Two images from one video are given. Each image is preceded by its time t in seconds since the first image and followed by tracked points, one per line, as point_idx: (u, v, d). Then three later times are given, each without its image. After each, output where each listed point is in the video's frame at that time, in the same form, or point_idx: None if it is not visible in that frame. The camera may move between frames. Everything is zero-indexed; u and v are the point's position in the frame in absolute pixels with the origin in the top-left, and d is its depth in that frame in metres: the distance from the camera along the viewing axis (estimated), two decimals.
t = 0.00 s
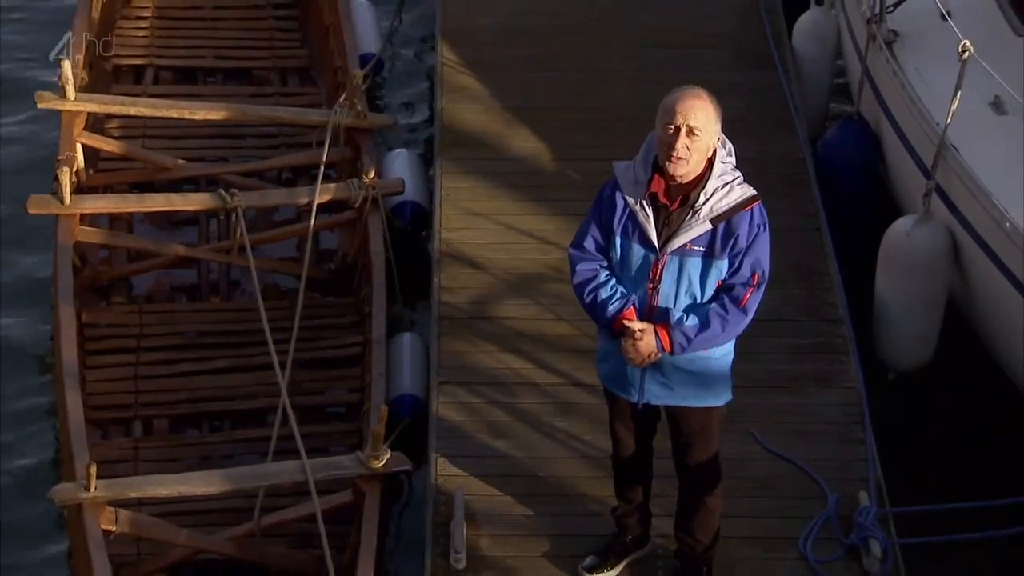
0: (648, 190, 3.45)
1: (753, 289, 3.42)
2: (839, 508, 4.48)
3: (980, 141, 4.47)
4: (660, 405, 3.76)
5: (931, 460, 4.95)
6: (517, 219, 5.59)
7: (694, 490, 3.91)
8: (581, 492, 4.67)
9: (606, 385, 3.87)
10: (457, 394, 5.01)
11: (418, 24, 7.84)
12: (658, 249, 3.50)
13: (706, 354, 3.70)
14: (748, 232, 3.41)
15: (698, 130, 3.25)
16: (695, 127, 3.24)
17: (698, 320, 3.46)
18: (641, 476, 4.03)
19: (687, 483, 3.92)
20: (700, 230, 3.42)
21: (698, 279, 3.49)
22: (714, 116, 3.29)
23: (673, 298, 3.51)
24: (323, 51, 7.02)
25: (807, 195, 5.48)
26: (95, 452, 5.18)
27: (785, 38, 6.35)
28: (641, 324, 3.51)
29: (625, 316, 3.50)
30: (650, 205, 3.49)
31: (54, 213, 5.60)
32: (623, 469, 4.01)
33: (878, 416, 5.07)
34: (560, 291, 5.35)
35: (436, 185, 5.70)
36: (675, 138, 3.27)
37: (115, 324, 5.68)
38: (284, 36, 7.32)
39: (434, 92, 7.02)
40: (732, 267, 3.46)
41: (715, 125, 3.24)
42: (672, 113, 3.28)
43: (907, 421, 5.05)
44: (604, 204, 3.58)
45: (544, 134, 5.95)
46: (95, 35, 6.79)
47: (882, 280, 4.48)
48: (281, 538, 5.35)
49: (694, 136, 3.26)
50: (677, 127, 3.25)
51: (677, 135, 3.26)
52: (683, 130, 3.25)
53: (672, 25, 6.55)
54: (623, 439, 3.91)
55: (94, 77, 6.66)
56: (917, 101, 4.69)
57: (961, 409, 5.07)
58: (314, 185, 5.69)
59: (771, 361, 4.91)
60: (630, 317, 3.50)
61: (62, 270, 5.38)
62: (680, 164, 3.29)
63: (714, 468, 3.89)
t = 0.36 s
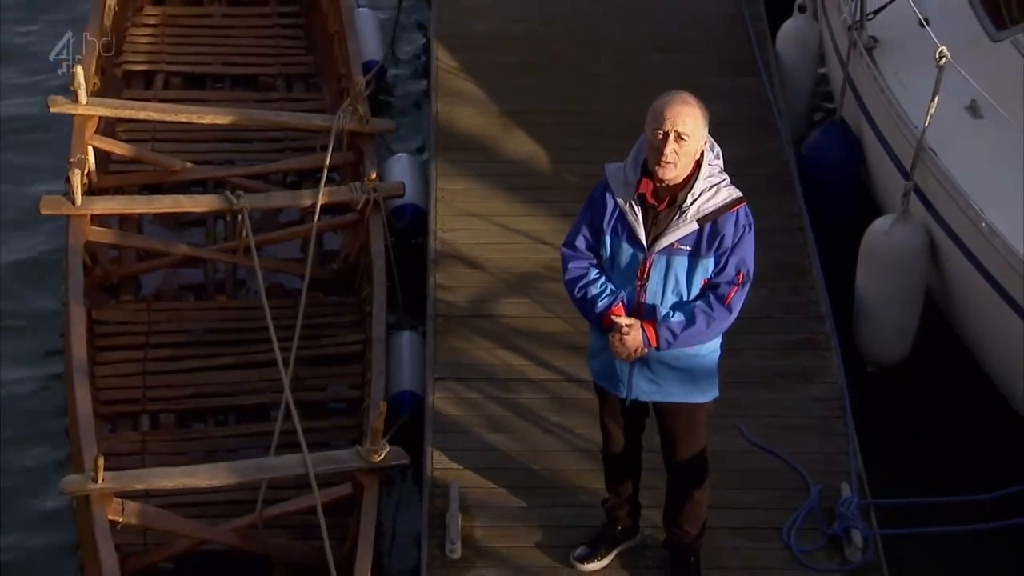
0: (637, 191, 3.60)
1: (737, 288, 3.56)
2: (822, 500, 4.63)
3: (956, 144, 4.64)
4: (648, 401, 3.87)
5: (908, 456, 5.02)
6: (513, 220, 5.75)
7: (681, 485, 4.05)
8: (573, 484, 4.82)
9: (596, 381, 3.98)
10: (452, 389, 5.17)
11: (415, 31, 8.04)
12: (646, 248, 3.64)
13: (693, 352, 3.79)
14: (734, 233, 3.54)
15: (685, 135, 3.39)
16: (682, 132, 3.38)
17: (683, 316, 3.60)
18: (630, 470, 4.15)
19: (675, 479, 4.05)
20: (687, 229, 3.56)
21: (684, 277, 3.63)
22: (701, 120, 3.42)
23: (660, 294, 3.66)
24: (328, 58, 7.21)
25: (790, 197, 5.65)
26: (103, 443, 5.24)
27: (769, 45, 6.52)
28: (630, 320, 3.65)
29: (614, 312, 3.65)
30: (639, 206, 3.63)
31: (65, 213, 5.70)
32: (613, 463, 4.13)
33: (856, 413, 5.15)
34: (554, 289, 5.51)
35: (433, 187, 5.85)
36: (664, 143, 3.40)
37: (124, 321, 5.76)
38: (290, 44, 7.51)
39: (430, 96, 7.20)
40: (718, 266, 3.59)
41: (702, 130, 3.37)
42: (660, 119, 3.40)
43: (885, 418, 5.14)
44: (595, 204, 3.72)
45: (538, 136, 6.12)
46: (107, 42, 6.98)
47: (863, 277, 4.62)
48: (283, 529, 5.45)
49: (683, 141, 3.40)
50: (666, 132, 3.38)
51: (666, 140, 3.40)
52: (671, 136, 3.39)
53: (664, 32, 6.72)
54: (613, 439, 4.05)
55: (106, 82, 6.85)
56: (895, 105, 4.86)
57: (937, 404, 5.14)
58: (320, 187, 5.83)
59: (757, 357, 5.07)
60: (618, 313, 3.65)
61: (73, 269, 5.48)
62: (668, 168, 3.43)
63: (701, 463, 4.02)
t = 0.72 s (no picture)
0: (624, 194, 3.68)
1: (722, 288, 3.65)
2: (805, 491, 4.78)
3: (933, 146, 4.81)
4: (635, 396, 3.99)
5: (884, 448, 5.13)
6: (507, 219, 5.91)
7: (669, 478, 4.16)
8: (562, 476, 4.96)
9: (585, 378, 4.10)
10: (448, 383, 5.31)
11: (411, 37, 8.22)
12: (633, 249, 3.73)
13: (679, 349, 3.91)
14: (717, 235, 3.63)
15: (671, 140, 3.46)
16: (668, 137, 3.46)
17: (671, 315, 3.70)
18: (619, 463, 4.28)
19: (664, 473, 4.15)
20: (672, 232, 3.65)
21: (670, 276, 3.72)
22: (686, 126, 3.50)
23: (646, 294, 3.76)
24: (330, 63, 7.40)
25: (773, 198, 5.81)
26: (109, 436, 5.35)
27: (753, 50, 6.70)
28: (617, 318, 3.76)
29: (602, 311, 3.75)
30: (626, 208, 3.72)
31: (75, 213, 5.83)
32: (603, 456, 4.25)
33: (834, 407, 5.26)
34: (548, 287, 5.66)
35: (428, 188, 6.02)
36: (650, 148, 3.48)
37: (131, 318, 5.86)
38: (294, 49, 7.69)
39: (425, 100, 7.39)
40: (703, 266, 3.69)
41: (688, 136, 3.45)
42: (647, 124, 3.48)
43: (860, 411, 5.26)
44: (584, 206, 3.81)
45: (532, 139, 6.28)
46: (117, 47, 7.16)
47: (843, 273, 4.76)
48: (283, 519, 5.59)
49: (668, 146, 3.48)
50: (652, 138, 3.46)
51: (652, 145, 3.48)
52: (658, 141, 3.47)
53: (655, 38, 6.89)
54: (603, 434, 4.17)
55: (115, 86, 7.03)
56: (875, 107, 5.02)
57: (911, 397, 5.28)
58: (321, 189, 5.99)
59: (741, 352, 5.22)
60: (606, 312, 3.75)
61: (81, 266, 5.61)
62: (655, 172, 3.51)
63: (687, 457, 4.13)
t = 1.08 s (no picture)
0: (612, 198, 3.75)
1: (707, 288, 3.71)
2: (786, 481, 4.93)
3: (911, 147, 5.02)
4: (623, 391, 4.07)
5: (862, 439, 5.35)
6: (500, 218, 6.07)
7: (657, 471, 4.25)
8: (551, 467, 5.07)
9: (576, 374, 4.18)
10: (445, 376, 5.44)
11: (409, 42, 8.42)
12: (620, 250, 3.79)
13: (667, 346, 3.99)
14: (702, 237, 3.69)
15: (657, 145, 3.52)
16: (654, 142, 3.52)
17: (660, 314, 3.75)
18: (609, 455, 4.37)
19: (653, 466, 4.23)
20: (658, 235, 3.70)
21: (656, 278, 3.78)
22: (672, 131, 3.56)
23: (633, 295, 3.81)
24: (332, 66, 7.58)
25: (757, 198, 5.98)
26: (114, 427, 5.50)
27: (737, 55, 6.89)
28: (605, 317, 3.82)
29: (588, 310, 3.80)
30: (613, 211, 3.78)
31: (82, 212, 5.98)
32: (593, 449, 4.34)
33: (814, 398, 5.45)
34: (541, 283, 5.80)
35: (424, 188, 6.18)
36: (637, 153, 3.53)
37: (137, 313, 6.02)
38: (297, 52, 7.87)
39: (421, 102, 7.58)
40: (689, 268, 3.74)
41: (674, 141, 3.51)
42: (633, 129, 3.54)
43: (842, 403, 5.45)
44: (572, 208, 3.88)
45: (525, 140, 6.45)
46: (126, 50, 7.34)
47: (823, 268, 4.95)
48: (283, 508, 5.77)
49: (655, 151, 3.53)
50: (639, 142, 3.52)
51: (639, 149, 3.53)
52: (644, 145, 3.53)
53: (646, 44, 7.07)
54: (593, 428, 4.24)
55: (121, 88, 7.20)
56: (853, 108, 5.25)
57: (889, 389, 5.47)
58: (320, 187, 6.18)
59: (725, 347, 5.40)
60: (593, 311, 3.80)
61: (88, 264, 5.76)
62: (642, 176, 3.57)
63: (675, 450, 4.23)
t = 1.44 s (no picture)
0: (601, 199, 3.86)
1: (691, 287, 3.83)
2: (770, 470, 5.11)
3: (889, 145, 5.23)
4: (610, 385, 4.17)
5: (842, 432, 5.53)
6: (493, 217, 6.24)
7: (645, 461, 4.37)
8: (542, 458, 5.21)
9: (566, 369, 4.28)
10: (442, 370, 5.58)
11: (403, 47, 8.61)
12: (608, 250, 3.92)
13: (652, 343, 4.09)
14: (688, 237, 3.82)
15: (647, 147, 3.63)
16: (644, 144, 3.63)
17: (645, 309, 3.88)
18: (599, 447, 4.49)
19: (641, 455, 4.36)
20: (644, 236, 3.84)
21: (642, 277, 3.91)
22: (661, 135, 3.67)
23: (620, 292, 3.93)
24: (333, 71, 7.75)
25: (744, 197, 6.17)
26: (120, 419, 5.65)
27: (722, 59, 7.09)
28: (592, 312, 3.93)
29: (577, 305, 3.91)
30: (602, 212, 3.89)
31: (90, 211, 6.15)
32: (584, 440, 4.47)
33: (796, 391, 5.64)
34: (533, 280, 5.97)
35: (421, 188, 6.36)
36: (627, 155, 3.64)
37: (142, 309, 6.19)
38: (299, 57, 8.04)
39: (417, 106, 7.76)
40: (674, 266, 3.87)
41: (662, 144, 3.62)
42: (623, 132, 3.65)
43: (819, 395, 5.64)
44: (563, 208, 4.00)
45: (517, 143, 6.63)
46: (134, 55, 7.52)
47: (804, 263, 5.14)
48: (282, 498, 5.95)
49: (644, 153, 3.64)
50: (629, 144, 3.62)
51: (629, 151, 3.64)
52: (634, 149, 3.64)
53: (637, 52, 7.24)
54: (583, 419, 4.38)
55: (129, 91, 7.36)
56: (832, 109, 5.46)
57: (866, 378, 5.67)
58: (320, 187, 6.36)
59: (710, 341, 5.58)
60: (582, 306, 3.91)
61: (95, 261, 5.93)
62: (631, 178, 3.67)
63: (664, 442, 4.34)
